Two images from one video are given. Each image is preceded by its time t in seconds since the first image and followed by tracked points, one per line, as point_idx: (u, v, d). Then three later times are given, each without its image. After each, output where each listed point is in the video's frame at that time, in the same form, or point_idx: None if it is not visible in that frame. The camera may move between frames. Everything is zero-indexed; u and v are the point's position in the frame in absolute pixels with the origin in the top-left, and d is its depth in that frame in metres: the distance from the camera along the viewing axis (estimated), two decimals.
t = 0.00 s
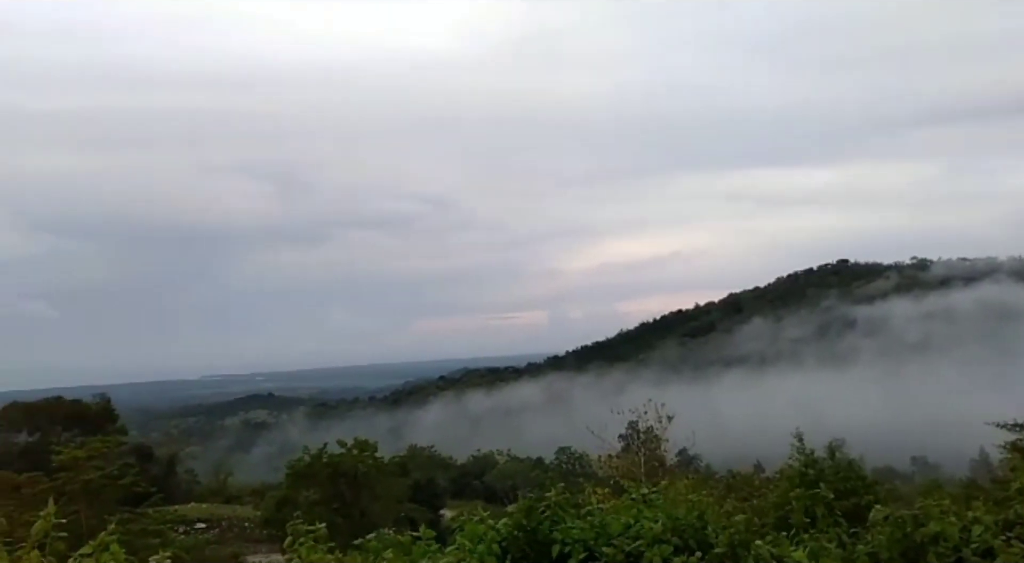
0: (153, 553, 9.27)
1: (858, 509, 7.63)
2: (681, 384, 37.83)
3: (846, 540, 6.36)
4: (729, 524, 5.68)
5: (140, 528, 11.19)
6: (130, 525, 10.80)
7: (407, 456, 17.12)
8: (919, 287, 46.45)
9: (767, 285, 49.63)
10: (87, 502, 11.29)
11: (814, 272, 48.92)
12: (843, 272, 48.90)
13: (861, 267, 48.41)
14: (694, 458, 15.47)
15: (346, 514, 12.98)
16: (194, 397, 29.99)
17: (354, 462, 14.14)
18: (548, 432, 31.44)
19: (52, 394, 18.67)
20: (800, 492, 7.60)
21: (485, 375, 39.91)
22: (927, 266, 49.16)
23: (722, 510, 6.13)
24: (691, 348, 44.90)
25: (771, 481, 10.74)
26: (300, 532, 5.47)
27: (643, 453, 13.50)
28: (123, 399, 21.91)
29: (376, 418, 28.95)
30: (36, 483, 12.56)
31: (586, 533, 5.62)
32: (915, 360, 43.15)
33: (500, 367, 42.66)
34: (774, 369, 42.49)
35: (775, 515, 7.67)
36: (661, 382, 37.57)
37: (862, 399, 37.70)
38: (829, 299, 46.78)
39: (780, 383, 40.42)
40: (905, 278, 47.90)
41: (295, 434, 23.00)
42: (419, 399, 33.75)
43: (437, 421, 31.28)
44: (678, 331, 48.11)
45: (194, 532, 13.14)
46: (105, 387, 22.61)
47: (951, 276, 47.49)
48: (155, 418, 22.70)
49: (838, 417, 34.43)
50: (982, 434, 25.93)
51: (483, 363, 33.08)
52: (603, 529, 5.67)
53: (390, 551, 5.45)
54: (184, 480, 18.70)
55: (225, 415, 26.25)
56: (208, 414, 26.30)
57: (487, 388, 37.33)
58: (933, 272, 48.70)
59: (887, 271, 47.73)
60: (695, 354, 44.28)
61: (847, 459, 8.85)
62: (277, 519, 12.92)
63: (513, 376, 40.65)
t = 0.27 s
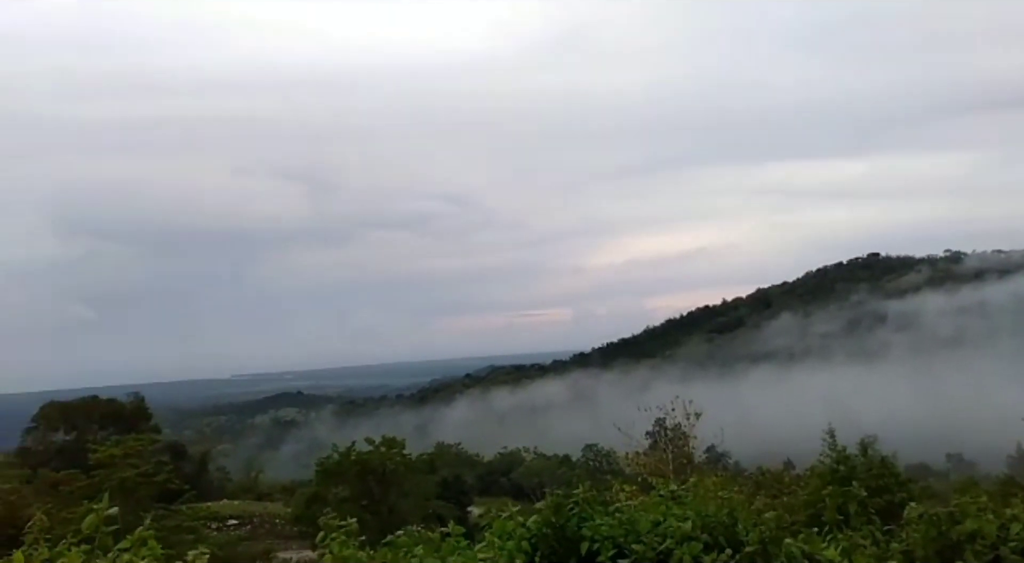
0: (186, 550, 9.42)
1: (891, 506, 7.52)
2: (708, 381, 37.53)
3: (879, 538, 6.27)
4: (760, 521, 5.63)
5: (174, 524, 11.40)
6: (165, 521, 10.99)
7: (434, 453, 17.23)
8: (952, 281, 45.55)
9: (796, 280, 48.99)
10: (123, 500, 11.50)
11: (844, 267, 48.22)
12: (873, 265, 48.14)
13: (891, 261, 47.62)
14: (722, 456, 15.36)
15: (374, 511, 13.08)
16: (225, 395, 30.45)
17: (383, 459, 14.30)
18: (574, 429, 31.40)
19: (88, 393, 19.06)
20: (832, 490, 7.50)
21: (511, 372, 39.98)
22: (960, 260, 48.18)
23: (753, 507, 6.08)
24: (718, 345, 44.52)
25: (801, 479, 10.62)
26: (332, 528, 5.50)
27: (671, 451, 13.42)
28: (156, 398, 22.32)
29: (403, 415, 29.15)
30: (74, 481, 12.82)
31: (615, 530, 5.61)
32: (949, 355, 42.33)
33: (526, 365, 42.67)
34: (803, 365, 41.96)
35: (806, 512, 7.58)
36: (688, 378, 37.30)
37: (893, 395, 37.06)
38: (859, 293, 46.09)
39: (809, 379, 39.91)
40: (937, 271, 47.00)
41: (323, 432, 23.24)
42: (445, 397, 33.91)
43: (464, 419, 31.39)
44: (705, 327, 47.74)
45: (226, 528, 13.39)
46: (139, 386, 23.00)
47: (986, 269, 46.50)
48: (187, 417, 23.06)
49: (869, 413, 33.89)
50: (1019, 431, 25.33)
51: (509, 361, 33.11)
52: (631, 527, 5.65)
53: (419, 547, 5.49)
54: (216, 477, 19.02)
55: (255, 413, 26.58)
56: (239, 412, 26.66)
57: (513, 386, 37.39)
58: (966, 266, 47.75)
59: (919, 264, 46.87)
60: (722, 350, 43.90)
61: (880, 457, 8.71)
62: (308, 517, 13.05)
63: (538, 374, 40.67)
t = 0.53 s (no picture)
0: (207, 553, 9.50)
1: (914, 515, 7.40)
2: (727, 386, 37.24)
3: (905, 547, 6.16)
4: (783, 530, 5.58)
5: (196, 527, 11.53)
6: (187, 523, 11.11)
7: (453, 458, 17.26)
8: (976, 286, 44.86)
9: (817, 285, 48.56)
10: (146, 502, 11.64)
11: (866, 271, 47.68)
12: (896, 270, 47.57)
13: (914, 266, 47.02)
14: (742, 462, 15.22)
15: (393, 516, 13.08)
16: (246, 399, 30.72)
17: (402, 463, 14.19)
18: (591, 435, 31.30)
19: (112, 396, 19.32)
20: (855, 498, 7.40)
21: (529, 377, 39.97)
22: (985, 264, 47.44)
23: (775, 515, 6.03)
24: (737, 350, 44.18)
25: (823, 486, 10.49)
26: (353, 532, 5.53)
27: (690, 457, 13.31)
28: (178, 401, 22.57)
29: (421, 420, 29.23)
30: (98, 483, 13.00)
31: (636, 536, 5.58)
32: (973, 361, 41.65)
33: (544, 370, 42.61)
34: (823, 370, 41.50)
35: (828, 520, 7.48)
36: (707, 384, 37.04)
37: (915, 401, 36.54)
38: (881, 298, 45.54)
39: (830, 385, 39.45)
40: (961, 276, 46.32)
41: (342, 435, 23.36)
42: (463, 401, 33.95)
43: (482, 424, 31.44)
44: (724, 332, 47.41)
45: (247, 531, 13.53)
46: (161, 389, 23.28)
47: (1011, 273, 45.74)
48: (208, 420, 23.31)
49: (892, 421, 33.39)
50: None
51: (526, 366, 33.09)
52: (652, 534, 5.62)
53: (439, 552, 5.49)
54: (237, 480, 19.19)
55: (275, 417, 26.80)
56: (259, 416, 26.90)
57: (531, 391, 37.36)
58: (991, 270, 47.02)
59: (943, 269, 46.23)
60: (741, 356, 43.56)
61: (904, 464, 8.59)
62: (328, 521, 13.08)
63: (556, 378, 40.60)
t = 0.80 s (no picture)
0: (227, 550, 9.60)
1: (936, 516, 7.32)
2: (744, 386, 37.01)
3: (929, 549, 6.10)
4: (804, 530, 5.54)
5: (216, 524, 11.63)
6: (208, 520, 11.21)
7: (470, 456, 17.30)
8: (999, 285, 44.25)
9: (836, 284, 48.13)
10: (167, 499, 11.76)
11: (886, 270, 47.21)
12: (916, 269, 47.06)
13: (936, 264, 46.49)
14: (761, 462, 15.12)
15: (411, 514, 13.15)
16: (265, 397, 30.97)
17: (419, 462, 14.22)
18: (608, 434, 31.21)
19: (134, 394, 19.56)
20: (876, 499, 7.34)
21: (545, 376, 39.98)
22: (1008, 263, 46.80)
23: (796, 516, 6.00)
24: (755, 350, 43.90)
25: (843, 487, 10.40)
26: (372, 529, 5.56)
27: (708, 457, 13.24)
28: (198, 399, 22.81)
29: (438, 419, 29.33)
30: (121, 480, 13.16)
31: (656, 537, 5.56)
32: (996, 361, 41.07)
33: (560, 369, 42.57)
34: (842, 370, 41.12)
35: (848, 521, 7.42)
36: (725, 383, 36.83)
37: (936, 401, 36.07)
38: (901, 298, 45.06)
39: (850, 385, 39.05)
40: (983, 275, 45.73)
41: (360, 434, 23.50)
42: (480, 400, 34.02)
43: (499, 423, 31.48)
44: (741, 332, 47.13)
45: (267, 528, 13.64)
46: (182, 387, 23.52)
47: None
48: (228, 418, 23.53)
49: (913, 421, 33.00)
50: None
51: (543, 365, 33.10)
52: (672, 534, 5.60)
53: (458, 550, 5.50)
54: (256, 478, 19.35)
55: (294, 415, 26.99)
56: (278, 414, 27.10)
57: (547, 390, 37.35)
58: (1014, 269, 46.38)
59: (964, 268, 45.66)
60: (759, 355, 43.28)
61: (926, 465, 8.49)
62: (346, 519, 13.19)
63: (573, 378, 40.56)
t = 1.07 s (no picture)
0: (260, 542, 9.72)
1: (973, 517, 7.17)
2: (773, 383, 36.58)
3: (966, 550, 5.97)
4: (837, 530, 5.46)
5: (249, 516, 11.80)
6: (240, 513, 11.40)
7: (497, 453, 17.34)
8: None
9: (868, 281, 47.36)
10: (200, 491, 11.97)
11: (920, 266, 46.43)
12: (953, 265, 46.20)
13: (972, 260, 45.56)
14: (791, 461, 14.90)
15: (439, 510, 13.24)
16: (295, 393, 31.36)
17: (447, 457, 14.29)
18: (634, 432, 31.00)
19: (169, 389, 19.94)
20: (911, 499, 7.18)
21: (572, 373, 39.96)
22: None
23: (826, 514, 5.91)
24: (785, 347, 43.39)
25: (876, 487, 10.21)
26: (403, 522, 5.63)
27: (737, 455, 13.09)
28: (230, 394, 23.19)
29: (464, 414, 29.45)
30: (155, 473, 13.43)
31: (685, 536, 5.52)
32: None
33: (587, 366, 42.48)
34: (874, 367, 40.43)
35: (882, 521, 7.29)
36: (753, 381, 36.43)
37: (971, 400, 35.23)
38: (935, 294, 44.18)
39: (882, 383, 38.37)
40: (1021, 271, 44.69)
41: (388, 429, 23.69)
42: (506, 396, 34.08)
43: (525, 419, 31.53)
44: (771, 328, 46.64)
45: (297, 521, 13.84)
46: (215, 382, 23.93)
47: None
48: (259, 412, 23.88)
49: (948, 419, 32.28)
50: None
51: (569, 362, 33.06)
52: (701, 532, 5.57)
53: (487, 545, 5.53)
54: (286, 472, 19.62)
55: (323, 410, 27.30)
56: (308, 409, 27.42)
57: (574, 387, 37.31)
58: None
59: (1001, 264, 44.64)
60: (788, 352, 42.76)
61: (962, 465, 8.31)
62: (375, 512, 13.35)
63: (600, 375, 40.45)
